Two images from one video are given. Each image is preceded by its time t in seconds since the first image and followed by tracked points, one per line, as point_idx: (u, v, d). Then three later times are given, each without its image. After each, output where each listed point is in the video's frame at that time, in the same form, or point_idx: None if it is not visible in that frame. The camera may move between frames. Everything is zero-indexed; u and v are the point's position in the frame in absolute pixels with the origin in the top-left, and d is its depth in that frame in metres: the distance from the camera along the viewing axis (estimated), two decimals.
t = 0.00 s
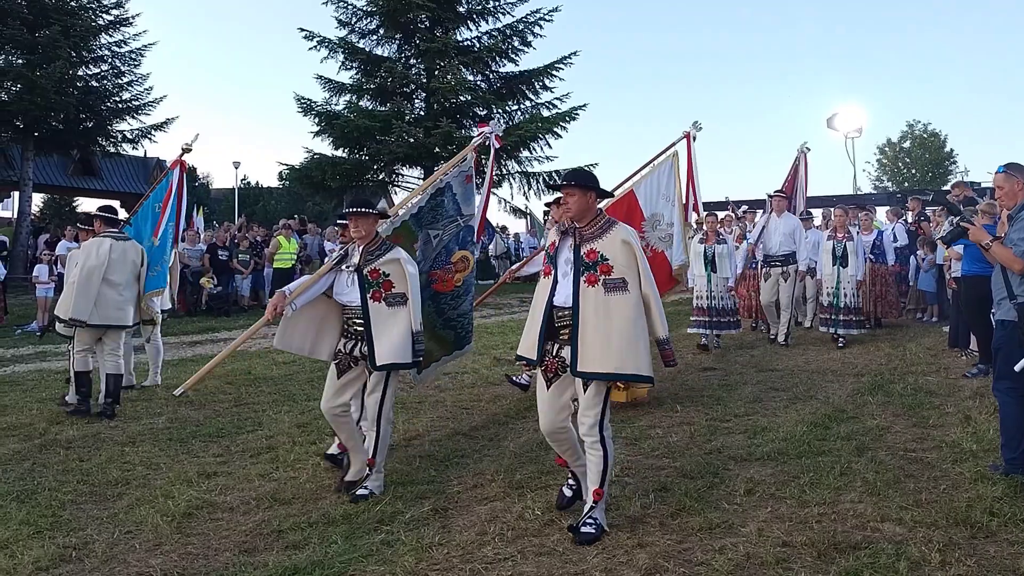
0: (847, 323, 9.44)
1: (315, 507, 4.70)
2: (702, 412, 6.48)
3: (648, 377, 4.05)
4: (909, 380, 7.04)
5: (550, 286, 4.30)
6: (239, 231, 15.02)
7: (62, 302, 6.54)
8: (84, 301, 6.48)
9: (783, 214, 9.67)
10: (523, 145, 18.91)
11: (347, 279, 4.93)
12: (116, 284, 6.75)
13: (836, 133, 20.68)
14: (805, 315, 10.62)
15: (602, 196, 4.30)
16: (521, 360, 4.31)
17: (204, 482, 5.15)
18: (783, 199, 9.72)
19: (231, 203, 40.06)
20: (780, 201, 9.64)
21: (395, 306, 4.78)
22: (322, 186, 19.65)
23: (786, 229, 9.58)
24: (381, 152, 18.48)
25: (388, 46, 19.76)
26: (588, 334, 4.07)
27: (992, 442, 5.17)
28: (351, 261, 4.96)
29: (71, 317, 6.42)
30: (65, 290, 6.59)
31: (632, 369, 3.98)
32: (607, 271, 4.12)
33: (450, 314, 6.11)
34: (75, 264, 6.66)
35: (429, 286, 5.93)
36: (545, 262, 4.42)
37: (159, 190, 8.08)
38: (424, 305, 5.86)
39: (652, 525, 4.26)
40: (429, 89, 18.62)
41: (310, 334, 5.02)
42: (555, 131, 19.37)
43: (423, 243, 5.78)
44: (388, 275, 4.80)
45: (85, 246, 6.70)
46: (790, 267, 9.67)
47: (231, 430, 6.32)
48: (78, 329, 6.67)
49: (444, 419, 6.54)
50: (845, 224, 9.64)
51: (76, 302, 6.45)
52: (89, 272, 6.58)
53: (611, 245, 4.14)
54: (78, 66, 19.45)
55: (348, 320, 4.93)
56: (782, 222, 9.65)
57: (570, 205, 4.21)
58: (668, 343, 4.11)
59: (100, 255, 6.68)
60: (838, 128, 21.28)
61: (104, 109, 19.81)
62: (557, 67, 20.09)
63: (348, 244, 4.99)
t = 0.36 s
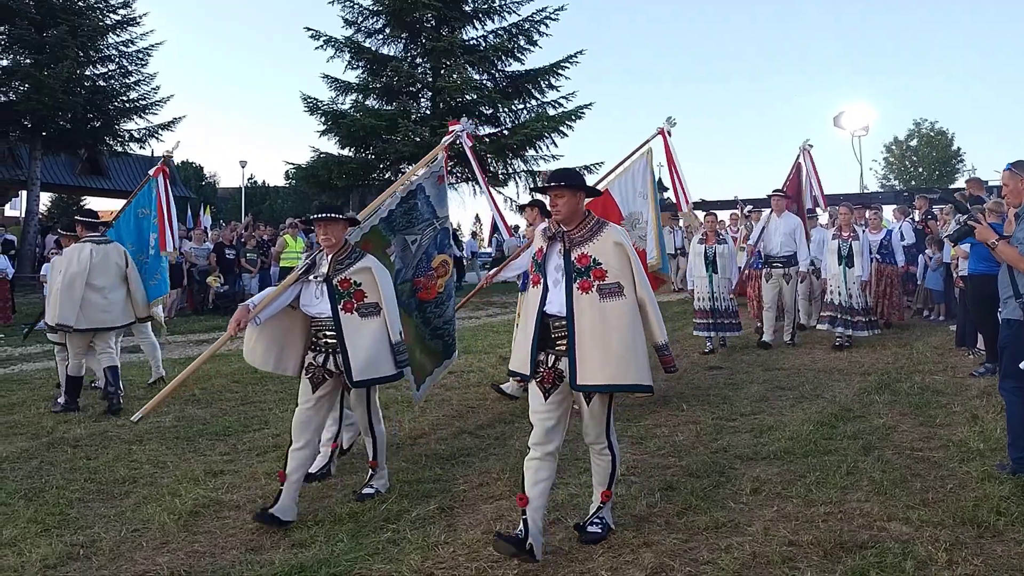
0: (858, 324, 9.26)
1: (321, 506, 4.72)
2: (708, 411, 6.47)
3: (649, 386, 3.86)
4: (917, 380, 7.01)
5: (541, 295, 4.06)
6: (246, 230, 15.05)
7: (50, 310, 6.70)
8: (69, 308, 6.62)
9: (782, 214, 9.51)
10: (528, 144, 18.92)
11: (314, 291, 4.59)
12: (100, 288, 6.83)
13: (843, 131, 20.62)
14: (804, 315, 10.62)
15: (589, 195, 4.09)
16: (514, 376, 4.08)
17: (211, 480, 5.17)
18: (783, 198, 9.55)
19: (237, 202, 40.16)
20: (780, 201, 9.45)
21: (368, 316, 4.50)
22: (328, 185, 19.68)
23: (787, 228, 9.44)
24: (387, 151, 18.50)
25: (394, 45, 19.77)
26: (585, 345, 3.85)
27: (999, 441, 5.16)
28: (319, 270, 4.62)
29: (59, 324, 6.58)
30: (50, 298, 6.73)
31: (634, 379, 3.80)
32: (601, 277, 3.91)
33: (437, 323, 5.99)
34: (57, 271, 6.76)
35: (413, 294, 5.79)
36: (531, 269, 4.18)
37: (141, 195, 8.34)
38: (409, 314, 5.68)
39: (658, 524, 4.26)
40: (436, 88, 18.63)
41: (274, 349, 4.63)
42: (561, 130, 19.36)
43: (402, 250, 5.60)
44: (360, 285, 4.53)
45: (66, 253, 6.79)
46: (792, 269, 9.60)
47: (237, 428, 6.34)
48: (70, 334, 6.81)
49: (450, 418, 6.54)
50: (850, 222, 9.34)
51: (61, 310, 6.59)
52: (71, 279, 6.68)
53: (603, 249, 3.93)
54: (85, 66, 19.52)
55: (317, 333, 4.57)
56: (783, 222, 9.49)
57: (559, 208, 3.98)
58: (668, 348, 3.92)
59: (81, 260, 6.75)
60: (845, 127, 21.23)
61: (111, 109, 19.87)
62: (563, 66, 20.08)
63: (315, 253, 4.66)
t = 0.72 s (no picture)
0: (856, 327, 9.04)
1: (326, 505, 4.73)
2: (713, 411, 6.46)
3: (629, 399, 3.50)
4: (922, 379, 7.00)
5: (508, 303, 3.63)
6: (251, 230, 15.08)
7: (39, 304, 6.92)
8: (57, 302, 6.83)
9: (778, 214, 8.98)
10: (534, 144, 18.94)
11: (272, 285, 4.39)
12: (87, 284, 7.01)
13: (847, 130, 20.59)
14: (807, 317, 10.62)
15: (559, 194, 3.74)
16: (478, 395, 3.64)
17: (218, 479, 5.19)
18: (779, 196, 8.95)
19: (243, 202, 40.27)
20: (775, 200, 8.89)
21: (334, 311, 4.33)
22: (334, 185, 19.72)
23: (782, 227, 8.88)
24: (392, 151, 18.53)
25: (399, 45, 19.80)
26: (560, 356, 3.46)
27: (1005, 441, 5.15)
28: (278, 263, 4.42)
29: (47, 318, 6.79)
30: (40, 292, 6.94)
31: (614, 392, 3.44)
32: (576, 282, 3.52)
33: (416, 327, 5.44)
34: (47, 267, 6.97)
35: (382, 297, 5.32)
36: (496, 277, 3.73)
37: (128, 199, 8.89)
38: (374, 319, 5.22)
39: (663, 523, 4.27)
40: (441, 87, 18.64)
41: (223, 346, 4.59)
42: (566, 130, 19.37)
43: (360, 249, 5.18)
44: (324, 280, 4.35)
45: (57, 250, 7.00)
46: (786, 269, 9.00)
47: (244, 428, 6.37)
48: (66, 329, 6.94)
49: (455, 418, 6.54)
50: (850, 222, 9.02)
51: (49, 304, 6.80)
52: (61, 275, 6.89)
53: (578, 252, 3.56)
54: (92, 66, 19.61)
55: (277, 332, 4.35)
56: (777, 221, 8.97)
57: (529, 209, 3.57)
58: (647, 357, 3.61)
59: (70, 257, 6.96)
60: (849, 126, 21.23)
61: (118, 109, 19.96)
62: (569, 65, 20.07)
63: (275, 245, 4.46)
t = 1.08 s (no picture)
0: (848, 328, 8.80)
1: (325, 505, 4.75)
2: (711, 411, 6.48)
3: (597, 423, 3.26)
4: (920, 379, 7.01)
5: (477, 309, 3.41)
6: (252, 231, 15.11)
7: (30, 304, 6.96)
8: (50, 303, 6.90)
9: (771, 215, 8.88)
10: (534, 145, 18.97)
11: (238, 302, 3.85)
12: (76, 290, 7.07)
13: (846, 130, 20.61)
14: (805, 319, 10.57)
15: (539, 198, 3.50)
16: (437, 405, 3.45)
17: (217, 480, 5.22)
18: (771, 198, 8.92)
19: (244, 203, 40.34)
20: (767, 201, 8.81)
21: (303, 333, 3.79)
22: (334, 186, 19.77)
23: (774, 229, 8.73)
24: (391, 152, 18.57)
25: (399, 46, 19.84)
26: (529, 371, 3.24)
27: (1001, 440, 5.16)
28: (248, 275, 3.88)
29: (38, 319, 6.84)
30: (31, 293, 6.99)
31: (582, 415, 3.19)
32: (549, 292, 3.29)
33: (375, 341, 5.19)
34: (41, 269, 7.05)
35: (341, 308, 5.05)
36: (466, 280, 3.51)
37: (120, 201, 9.15)
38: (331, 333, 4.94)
39: (660, 523, 4.29)
40: (441, 89, 18.67)
41: (186, 369, 4.10)
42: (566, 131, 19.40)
43: (326, 257, 4.92)
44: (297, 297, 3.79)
45: (51, 252, 7.08)
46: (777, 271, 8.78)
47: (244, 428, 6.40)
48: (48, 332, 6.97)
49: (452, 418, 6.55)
50: (844, 224, 9.07)
51: (42, 305, 6.87)
52: (56, 277, 6.99)
53: (554, 259, 3.33)
54: (93, 69, 19.67)
55: (238, 354, 3.80)
56: (769, 223, 8.83)
57: (506, 210, 3.33)
58: (617, 377, 3.37)
59: (65, 261, 7.07)
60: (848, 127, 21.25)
61: (119, 111, 20.03)
62: (568, 67, 20.10)
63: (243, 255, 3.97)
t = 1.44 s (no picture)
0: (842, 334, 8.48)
1: (318, 508, 4.70)
2: (710, 412, 6.43)
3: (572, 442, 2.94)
4: (920, 379, 6.95)
5: (443, 311, 3.16)
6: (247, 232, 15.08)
7: (13, 308, 6.91)
8: (33, 305, 6.86)
9: (767, 214, 8.66)
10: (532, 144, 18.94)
11: (196, 304, 3.68)
12: (60, 292, 7.04)
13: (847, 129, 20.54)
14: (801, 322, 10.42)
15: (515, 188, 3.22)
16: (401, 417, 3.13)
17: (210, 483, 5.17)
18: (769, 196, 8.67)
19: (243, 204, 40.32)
20: (766, 198, 8.53)
21: (265, 336, 3.63)
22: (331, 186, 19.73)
23: (770, 228, 8.52)
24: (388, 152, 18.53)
25: (396, 45, 19.79)
26: (495, 380, 2.95)
27: (1003, 441, 5.11)
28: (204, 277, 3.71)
29: (24, 321, 6.81)
30: (14, 296, 6.93)
31: (555, 431, 2.89)
32: (521, 293, 3.01)
33: (332, 343, 5.16)
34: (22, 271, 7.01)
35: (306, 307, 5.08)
36: (436, 280, 3.26)
37: (97, 200, 9.27)
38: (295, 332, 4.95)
39: (657, 526, 4.23)
40: (438, 88, 18.62)
41: (149, 368, 3.69)
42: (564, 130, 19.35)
43: (300, 257, 4.98)
44: (257, 297, 3.65)
45: (33, 254, 7.03)
46: (774, 272, 8.60)
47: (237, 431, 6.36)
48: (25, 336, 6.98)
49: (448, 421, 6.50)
50: (841, 224, 8.76)
51: (26, 307, 6.83)
52: (39, 279, 6.94)
53: (528, 257, 3.05)
54: (88, 69, 19.63)
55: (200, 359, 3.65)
56: (766, 222, 8.59)
57: (474, 202, 3.07)
58: (604, 388, 3.06)
59: (47, 262, 7.03)
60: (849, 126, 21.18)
61: (113, 111, 20.00)
62: (567, 65, 20.05)
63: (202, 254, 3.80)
